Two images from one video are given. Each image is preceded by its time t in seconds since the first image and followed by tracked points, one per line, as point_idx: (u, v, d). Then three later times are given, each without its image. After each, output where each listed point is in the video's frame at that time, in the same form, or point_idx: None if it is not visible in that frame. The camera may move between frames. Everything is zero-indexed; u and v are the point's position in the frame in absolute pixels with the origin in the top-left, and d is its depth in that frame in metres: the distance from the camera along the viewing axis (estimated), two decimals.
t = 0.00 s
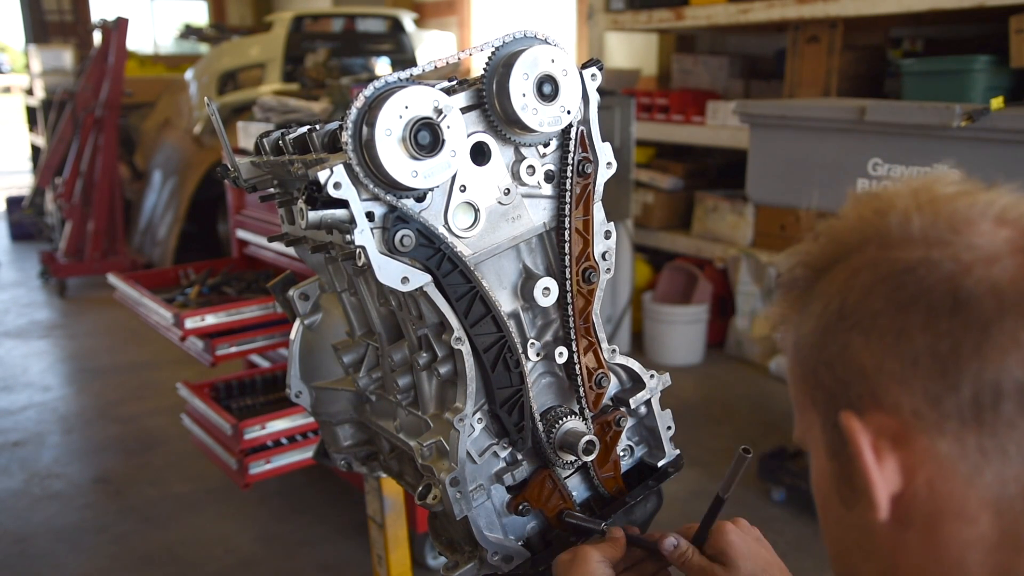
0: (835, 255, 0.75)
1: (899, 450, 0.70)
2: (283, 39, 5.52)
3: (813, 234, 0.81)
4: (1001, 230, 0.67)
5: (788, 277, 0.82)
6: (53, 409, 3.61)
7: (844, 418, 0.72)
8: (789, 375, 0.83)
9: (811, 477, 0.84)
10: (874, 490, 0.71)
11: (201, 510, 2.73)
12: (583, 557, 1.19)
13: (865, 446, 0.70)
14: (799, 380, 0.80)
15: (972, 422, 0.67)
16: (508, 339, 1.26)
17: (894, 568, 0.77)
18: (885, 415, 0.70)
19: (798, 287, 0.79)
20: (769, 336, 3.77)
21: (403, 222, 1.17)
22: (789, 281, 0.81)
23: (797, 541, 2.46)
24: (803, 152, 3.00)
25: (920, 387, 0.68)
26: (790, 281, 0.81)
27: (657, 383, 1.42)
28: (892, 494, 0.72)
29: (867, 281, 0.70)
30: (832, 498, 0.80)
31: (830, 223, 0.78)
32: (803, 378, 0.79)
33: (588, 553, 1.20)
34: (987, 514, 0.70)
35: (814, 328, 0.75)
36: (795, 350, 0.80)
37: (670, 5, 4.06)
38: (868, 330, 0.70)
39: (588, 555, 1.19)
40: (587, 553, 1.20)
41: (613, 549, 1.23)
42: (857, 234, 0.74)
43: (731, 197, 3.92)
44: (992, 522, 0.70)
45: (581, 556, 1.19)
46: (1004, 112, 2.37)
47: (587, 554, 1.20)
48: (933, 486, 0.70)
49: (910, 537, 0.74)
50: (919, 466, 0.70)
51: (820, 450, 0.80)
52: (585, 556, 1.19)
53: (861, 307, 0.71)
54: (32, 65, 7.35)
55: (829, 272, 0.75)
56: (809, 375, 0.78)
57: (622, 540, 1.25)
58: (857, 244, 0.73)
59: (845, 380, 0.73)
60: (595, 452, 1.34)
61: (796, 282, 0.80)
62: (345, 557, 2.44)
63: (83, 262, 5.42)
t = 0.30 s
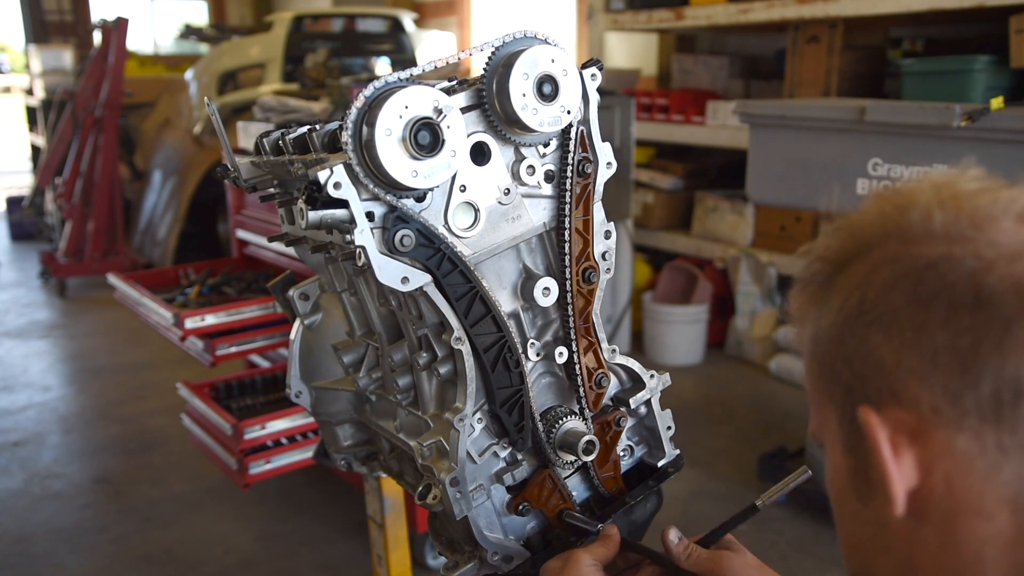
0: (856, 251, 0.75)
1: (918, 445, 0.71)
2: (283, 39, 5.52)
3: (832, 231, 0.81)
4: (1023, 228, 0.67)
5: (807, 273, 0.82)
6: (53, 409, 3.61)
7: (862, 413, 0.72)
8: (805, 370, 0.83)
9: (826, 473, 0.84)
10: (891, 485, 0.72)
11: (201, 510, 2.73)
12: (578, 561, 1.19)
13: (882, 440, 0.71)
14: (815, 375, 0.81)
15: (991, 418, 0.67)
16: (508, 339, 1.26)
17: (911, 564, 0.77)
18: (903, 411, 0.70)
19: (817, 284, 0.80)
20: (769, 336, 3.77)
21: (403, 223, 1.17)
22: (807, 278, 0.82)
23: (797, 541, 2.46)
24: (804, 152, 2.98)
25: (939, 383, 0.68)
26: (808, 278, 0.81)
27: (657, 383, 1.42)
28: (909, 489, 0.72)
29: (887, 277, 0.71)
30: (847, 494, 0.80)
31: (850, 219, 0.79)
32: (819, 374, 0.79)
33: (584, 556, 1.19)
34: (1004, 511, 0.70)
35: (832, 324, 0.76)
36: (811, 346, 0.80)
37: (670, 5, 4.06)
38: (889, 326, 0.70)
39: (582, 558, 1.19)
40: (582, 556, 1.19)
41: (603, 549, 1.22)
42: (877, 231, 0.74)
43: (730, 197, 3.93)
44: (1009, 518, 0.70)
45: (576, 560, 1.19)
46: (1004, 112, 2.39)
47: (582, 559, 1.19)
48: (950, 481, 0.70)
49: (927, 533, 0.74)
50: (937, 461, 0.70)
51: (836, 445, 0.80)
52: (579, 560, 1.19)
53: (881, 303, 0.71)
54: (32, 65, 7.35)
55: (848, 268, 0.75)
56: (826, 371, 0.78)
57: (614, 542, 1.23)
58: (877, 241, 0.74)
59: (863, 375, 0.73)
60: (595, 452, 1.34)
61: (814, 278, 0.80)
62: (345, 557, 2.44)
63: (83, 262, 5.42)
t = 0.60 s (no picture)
0: (877, 249, 0.76)
1: (940, 439, 0.71)
2: (283, 39, 5.52)
3: (851, 232, 0.82)
4: None
5: (827, 274, 0.83)
6: (53, 409, 3.61)
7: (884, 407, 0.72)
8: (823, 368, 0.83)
9: (844, 471, 0.84)
10: (914, 479, 0.71)
11: (201, 510, 2.73)
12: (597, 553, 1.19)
13: (905, 433, 0.71)
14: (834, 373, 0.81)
15: (1015, 410, 0.68)
16: (508, 339, 1.26)
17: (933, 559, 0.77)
18: (926, 405, 0.71)
19: (837, 284, 0.80)
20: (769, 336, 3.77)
21: (403, 222, 1.17)
22: (827, 279, 0.82)
23: (797, 541, 2.46)
24: (800, 152, 2.79)
25: (963, 376, 0.68)
26: (828, 278, 0.82)
27: (657, 383, 1.42)
28: (932, 482, 0.72)
29: (910, 273, 0.71)
30: (867, 491, 0.80)
31: (870, 219, 0.80)
32: (838, 372, 0.80)
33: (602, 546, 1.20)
34: None
35: (853, 321, 0.76)
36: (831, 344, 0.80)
37: (670, 5, 4.06)
38: (911, 321, 0.71)
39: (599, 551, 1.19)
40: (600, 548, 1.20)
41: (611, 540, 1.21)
42: (899, 230, 0.75)
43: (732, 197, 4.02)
44: None
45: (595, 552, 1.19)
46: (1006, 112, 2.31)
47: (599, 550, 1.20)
48: (973, 474, 0.70)
49: (949, 527, 0.74)
50: (960, 454, 0.70)
51: (855, 442, 0.80)
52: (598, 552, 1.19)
53: (903, 298, 0.71)
54: (32, 65, 7.35)
55: (870, 266, 0.76)
56: (846, 368, 0.78)
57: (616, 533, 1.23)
58: (900, 239, 0.74)
59: (885, 371, 0.73)
60: (595, 452, 1.34)
61: (834, 278, 0.81)
62: (345, 557, 2.44)
63: (83, 262, 5.42)
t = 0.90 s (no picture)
0: (892, 245, 0.76)
1: (958, 437, 0.70)
2: (283, 39, 5.52)
3: (863, 228, 0.82)
4: None
5: (837, 270, 0.83)
6: (53, 409, 3.61)
7: (901, 406, 0.72)
8: (835, 365, 0.83)
9: (856, 470, 0.84)
10: (931, 478, 0.71)
11: (201, 509, 2.73)
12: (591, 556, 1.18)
13: (922, 431, 0.71)
14: (847, 369, 0.81)
15: None
16: (508, 339, 1.26)
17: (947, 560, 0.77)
18: (943, 403, 0.70)
19: (849, 280, 0.80)
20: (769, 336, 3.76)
21: (403, 222, 1.17)
22: (838, 275, 0.82)
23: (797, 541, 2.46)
24: (801, 151, 2.75)
25: (980, 374, 0.69)
26: (839, 275, 0.82)
27: (657, 383, 1.42)
28: (948, 481, 0.71)
29: (928, 270, 0.71)
30: (880, 489, 0.80)
31: (884, 215, 0.80)
32: (851, 369, 0.79)
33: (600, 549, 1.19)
34: None
35: (869, 318, 0.76)
36: (844, 341, 0.80)
37: (670, 5, 4.06)
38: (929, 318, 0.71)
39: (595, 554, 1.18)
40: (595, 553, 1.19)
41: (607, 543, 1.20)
42: (915, 226, 0.75)
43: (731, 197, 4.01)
44: None
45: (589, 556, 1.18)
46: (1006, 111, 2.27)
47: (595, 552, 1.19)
48: (991, 473, 0.70)
49: (965, 527, 0.74)
50: (977, 454, 0.70)
51: (868, 440, 0.79)
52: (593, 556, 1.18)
53: (921, 294, 0.71)
54: (32, 65, 7.35)
55: (886, 262, 0.76)
56: (859, 365, 0.78)
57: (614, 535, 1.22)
58: (916, 235, 0.74)
59: (901, 369, 0.73)
60: (595, 452, 1.34)
61: (847, 274, 0.81)
62: (345, 557, 2.44)
63: (83, 262, 5.42)
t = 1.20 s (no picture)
0: (913, 243, 0.74)
1: (980, 443, 0.69)
2: (283, 39, 5.52)
3: (883, 223, 0.80)
4: None
5: (855, 266, 0.81)
6: (53, 409, 3.61)
7: (921, 410, 0.71)
8: (850, 364, 0.82)
9: (871, 470, 0.83)
10: (951, 482, 0.70)
11: (201, 509, 2.73)
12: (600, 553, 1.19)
13: (944, 437, 0.69)
14: (863, 369, 0.79)
15: None
16: (508, 339, 1.26)
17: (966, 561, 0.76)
18: (966, 408, 0.69)
19: (867, 277, 0.79)
20: (770, 336, 3.76)
21: (403, 222, 1.17)
22: (855, 271, 0.81)
23: (797, 541, 2.46)
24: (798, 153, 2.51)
25: (1006, 379, 0.67)
26: (857, 271, 0.81)
27: (657, 383, 1.42)
28: (969, 487, 0.70)
29: (952, 271, 0.69)
30: (895, 490, 0.79)
31: (903, 210, 0.78)
32: (867, 369, 0.78)
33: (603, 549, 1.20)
34: None
35: (887, 319, 0.74)
36: (861, 340, 0.79)
37: (670, 5, 4.06)
38: (953, 321, 0.69)
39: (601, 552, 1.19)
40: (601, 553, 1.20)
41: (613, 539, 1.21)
42: (938, 223, 0.73)
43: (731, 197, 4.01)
44: None
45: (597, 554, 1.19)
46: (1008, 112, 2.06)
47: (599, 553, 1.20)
48: (1014, 480, 0.69)
49: (986, 530, 0.73)
50: (1000, 460, 0.69)
51: (885, 440, 0.78)
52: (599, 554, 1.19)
53: (945, 296, 0.69)
54: (32, 65, 7.35)
55: (906, 260, 0.74)
56: (875, 365, 0.77)
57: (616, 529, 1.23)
58: (939, 233, 0.72)
59: (920, 370, 0.72)
60: (595, 452, 1.34)
61: (866, 271, 0.79)
62: (346, 557, 2.44)
63: (83, 262, 5.42)
